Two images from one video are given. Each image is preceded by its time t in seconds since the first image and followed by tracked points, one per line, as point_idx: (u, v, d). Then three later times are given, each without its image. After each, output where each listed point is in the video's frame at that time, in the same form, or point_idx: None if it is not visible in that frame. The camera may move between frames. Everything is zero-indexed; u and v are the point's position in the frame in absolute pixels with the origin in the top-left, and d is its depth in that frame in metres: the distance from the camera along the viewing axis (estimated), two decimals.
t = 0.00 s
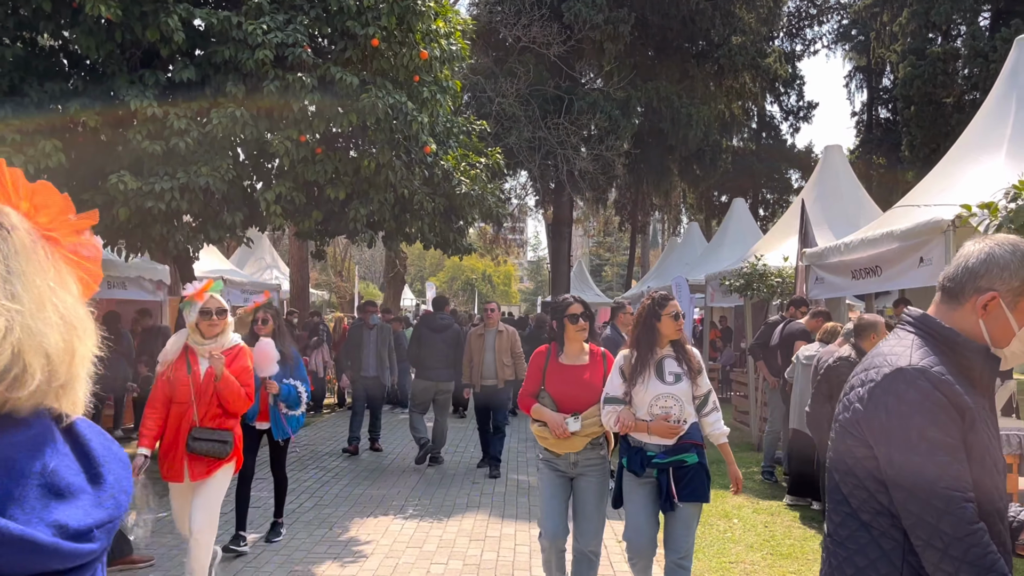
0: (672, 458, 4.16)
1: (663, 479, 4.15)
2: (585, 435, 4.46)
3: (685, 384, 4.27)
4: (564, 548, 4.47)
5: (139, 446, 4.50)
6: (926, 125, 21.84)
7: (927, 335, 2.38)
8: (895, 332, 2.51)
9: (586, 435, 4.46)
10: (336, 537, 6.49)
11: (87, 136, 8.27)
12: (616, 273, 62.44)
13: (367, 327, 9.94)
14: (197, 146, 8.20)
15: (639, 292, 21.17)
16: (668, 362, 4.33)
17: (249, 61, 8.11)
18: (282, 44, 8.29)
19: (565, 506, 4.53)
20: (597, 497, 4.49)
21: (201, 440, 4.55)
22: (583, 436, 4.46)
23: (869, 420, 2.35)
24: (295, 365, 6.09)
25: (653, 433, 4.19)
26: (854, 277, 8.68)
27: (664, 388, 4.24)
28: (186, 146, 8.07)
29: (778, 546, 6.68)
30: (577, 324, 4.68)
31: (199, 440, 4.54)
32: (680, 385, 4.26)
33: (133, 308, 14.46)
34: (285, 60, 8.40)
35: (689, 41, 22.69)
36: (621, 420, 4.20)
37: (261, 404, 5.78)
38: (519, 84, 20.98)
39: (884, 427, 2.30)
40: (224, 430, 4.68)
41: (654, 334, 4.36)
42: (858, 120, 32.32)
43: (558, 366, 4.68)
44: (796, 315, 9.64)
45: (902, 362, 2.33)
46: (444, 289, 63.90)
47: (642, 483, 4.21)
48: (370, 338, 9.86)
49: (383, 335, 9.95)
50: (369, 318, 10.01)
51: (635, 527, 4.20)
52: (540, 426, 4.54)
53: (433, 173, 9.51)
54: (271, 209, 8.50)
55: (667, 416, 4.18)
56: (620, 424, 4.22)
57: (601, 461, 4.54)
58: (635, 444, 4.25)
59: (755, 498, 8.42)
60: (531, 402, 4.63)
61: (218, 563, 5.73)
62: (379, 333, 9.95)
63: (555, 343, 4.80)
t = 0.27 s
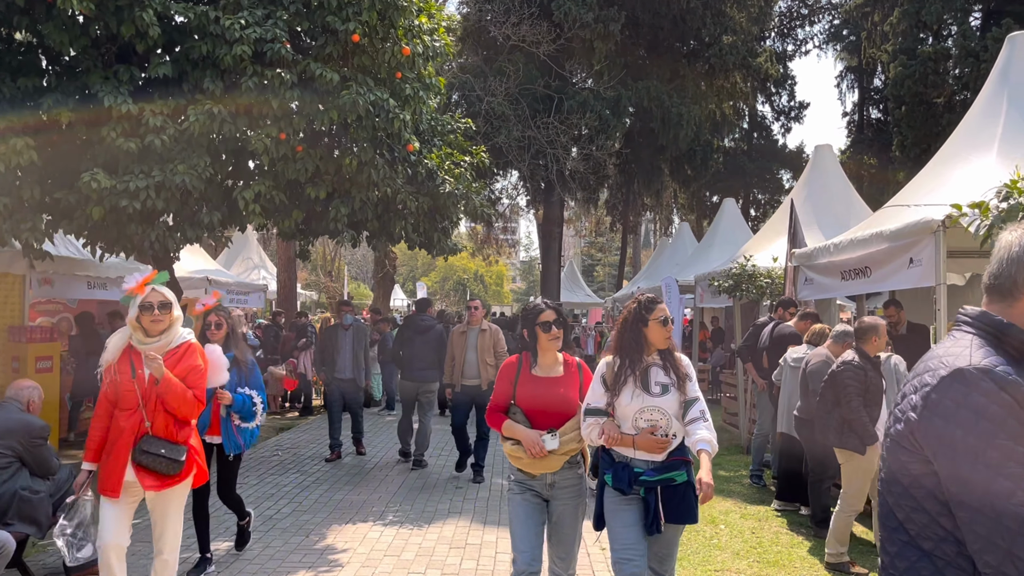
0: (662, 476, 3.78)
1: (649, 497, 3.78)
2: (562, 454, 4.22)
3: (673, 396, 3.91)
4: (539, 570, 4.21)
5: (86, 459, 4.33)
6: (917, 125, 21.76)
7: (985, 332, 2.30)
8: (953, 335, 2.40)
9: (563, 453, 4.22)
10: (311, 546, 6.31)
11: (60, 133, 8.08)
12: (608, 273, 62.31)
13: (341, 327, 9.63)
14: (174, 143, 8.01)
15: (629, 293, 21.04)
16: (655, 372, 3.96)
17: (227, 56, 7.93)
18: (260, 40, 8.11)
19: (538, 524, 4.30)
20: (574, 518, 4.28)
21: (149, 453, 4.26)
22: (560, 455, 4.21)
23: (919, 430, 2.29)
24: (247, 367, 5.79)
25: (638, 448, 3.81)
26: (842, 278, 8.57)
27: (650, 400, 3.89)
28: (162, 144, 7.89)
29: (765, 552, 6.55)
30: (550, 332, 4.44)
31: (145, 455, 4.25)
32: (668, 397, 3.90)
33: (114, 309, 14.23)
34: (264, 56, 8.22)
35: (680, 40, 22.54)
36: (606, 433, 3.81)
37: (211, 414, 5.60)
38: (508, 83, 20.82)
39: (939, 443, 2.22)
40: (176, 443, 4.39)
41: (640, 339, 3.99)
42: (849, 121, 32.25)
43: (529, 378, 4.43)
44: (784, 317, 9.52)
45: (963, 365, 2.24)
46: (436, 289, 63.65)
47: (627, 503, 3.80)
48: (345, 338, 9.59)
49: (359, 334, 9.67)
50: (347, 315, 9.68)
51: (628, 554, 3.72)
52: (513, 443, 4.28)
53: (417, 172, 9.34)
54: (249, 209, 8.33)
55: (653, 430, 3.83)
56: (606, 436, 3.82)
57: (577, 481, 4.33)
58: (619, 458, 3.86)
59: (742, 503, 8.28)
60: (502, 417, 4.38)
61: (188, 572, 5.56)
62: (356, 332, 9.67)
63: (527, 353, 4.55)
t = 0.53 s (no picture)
0: (654, 491, 3.46)
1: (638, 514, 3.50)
2: (538, 462, 3.70)
3: (666, 397, 3.58)
4: None
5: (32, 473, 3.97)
6: (910, 124, 21.69)
7: None
8: None
9: (540, 461, 3.71)
10: (295, 550, 6.13)
11: (41, 127, 7.89)
12: (601, 272, 62.21)
13: (324, 326, 9.51)
14: (157, 137, 7.83)
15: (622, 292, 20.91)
16: (645, 372, 3.63)
17: (211, 49, 7.75)
18: (246, 32, 7.94)
19: (512, 541, 3.79)
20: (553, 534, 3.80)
21: (95, 480, 3.86)
22: (537, 462, 3.70)
23: (1021, 446, 2.60)
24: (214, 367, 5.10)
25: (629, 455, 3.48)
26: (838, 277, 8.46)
27: (640, 402, 3.56)
28: (144, 138, 7.71)
29: (761, 555, 6.41)
30: (524, 324, 3.87)
31: (91, 483, 3.85)
32: (659, 398, 3.57)
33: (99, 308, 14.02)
34: (249, 48, 8.05)
35: (674, 39, 22.43)
36: (589, 439, 3.50)
37: (171, 419, 4.88)
38: (501, 80, 20.68)
39: None
40: (127, 466, 3.99)
41: (625, 336, 3.68)
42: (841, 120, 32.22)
43: (503, 376, 3.88)
44: (778, 315, 9.40)
45: None
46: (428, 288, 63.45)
47: (614, 518, 3.52)
48: (329, 337, 9.45)
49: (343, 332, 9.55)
50: (329, 311, 9.60)
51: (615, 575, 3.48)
52: (485, 449, 3.74)
53: (406, 168, 9.18)
54: (235, 205, 8.15)
55: (642, 436, 3.50)
56: (589, 442, 3.51)
57: (554, 489, 3.82)
58: (606, 467, 3.56)
59: (737, 504, 8.14)
60: (472, 421, 3.80)
61: None
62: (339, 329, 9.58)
63: (497, 348, 3.99)
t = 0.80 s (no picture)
0: (645, 507, 3.13)
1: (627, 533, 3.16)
2: (523, 476, 3.34)
3: (665, 404, 3.22)
4: None
5: None
6: (907, 123, 21.61)
7: None
8: None
9: (524, 475, 3.34)
10: (283, 556, 5.93)
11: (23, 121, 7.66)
12: (595, 272, 62.09)
13: (316, 328, 9.32)
14: (144, 131, 7.62)
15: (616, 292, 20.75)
16: (641, 376, 3.25)
17: (199, 41, 7.55)
18: (234, 24, 7.75)
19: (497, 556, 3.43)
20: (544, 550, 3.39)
21: (17, 490, 3.22)
22: (520, 477, 3.34)
23: None
24: (173, 374, 4.52)
25: (620, 471, 3.16)
26: (840, 276, 8.34)
27: (634, 411, 3.21)
28: (130, 132, 7.49)
29: (764, 561, 6.23)
30: (513, 323, 3.56)
31: (7, 492, 3.20)
32: (657, 406, 3.21)
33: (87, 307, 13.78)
34: (238, 41, 7.84)
35: (669, 37, 22.28)
36: (574, 452, 3.17)
37: (123, 433, 4.29)
38: (495, 78, 20.50)
39: None
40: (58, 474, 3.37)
41: (619, 337, 3.34)
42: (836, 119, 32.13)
43: (487, 379, 3.52)
44: (777, 314, 9.25)
45: None
46: (422, 289, 63.20)
47: (603, 538, 3.21)
48: (321, 339, 9.26)
49: (336, 333, 9.36)
50: (323, 313, 9.42)
51: None
52: (465, 460, 3.41)
53: (399, 165, 8.99)
54: (223, 201, 7.95)
55: (636, 449, 3.17)
56: (575, 454, 3.18)
57: (546, 502, 3.45)
58: (594, 481, 3.25)
59: (737, 507, 7.98)
60: (454, 429, 3.47)
61: None
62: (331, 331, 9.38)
63: (482, 348, 3.63)
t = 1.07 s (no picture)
0: (635, 552, 2.68)
1: None
2: (501, 513, 2.91)
3: (658, 431, 2.73)
4: None
5: None
6: (902, 123, 21.55)
7: None
8: None
9: (504, 510, 2.91)
10: (270, 566, 5.76)
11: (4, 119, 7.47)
12: (589, 272, 62.02)
13: (308, 329, 9.14)
14: (128, 129, 7.44)
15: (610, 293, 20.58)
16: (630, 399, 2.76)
17: (185, 36, 7.37)
18: (222, 19, 7.57)
19: None
20: None
21: None
22: (499, 513, 2.91)
23: None
24: (124, 384, 4.22)
25: (608, 510, 2.70)
26: (840, 277, 8.22)
27: (621, 440, 2.73)
28: (114, 129, 7.31)
29: (764, 571, 6.07)
30: (500, 336, 3.15)
31: None
32: (648, 433, 2.72)
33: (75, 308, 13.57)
34: (226, 36, 7.67)
35: (664, 36, 22.17)
36: (554, 491, 2.71)
37: (63, 446, 4.08)
38: (489, 77, 20.33)
39: None
40: None
41: (603, 353, 2.88)
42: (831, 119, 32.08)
43: (467, 400, 3.07)
44: (775, 316, 9.11)
45: None
46: (415, 289, 63.00)
47: None
48: (314, 339, 9.05)
49: (331, 335, 9.16)
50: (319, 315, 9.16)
51: None
52: (440, 490, 2.98)
53: (391, 163, 8.82)
54: (211, 200, 7.76)
55: (625, 485, 2.70)
56: (556, 492, 2.73)
57: (534, 545, 3.04)
58: (580, 521, 2.80)
59: (735, 513, 7.82)
60: (430, 455, 3.05)
61: None
62: (326, 332, 9.14)
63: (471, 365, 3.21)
